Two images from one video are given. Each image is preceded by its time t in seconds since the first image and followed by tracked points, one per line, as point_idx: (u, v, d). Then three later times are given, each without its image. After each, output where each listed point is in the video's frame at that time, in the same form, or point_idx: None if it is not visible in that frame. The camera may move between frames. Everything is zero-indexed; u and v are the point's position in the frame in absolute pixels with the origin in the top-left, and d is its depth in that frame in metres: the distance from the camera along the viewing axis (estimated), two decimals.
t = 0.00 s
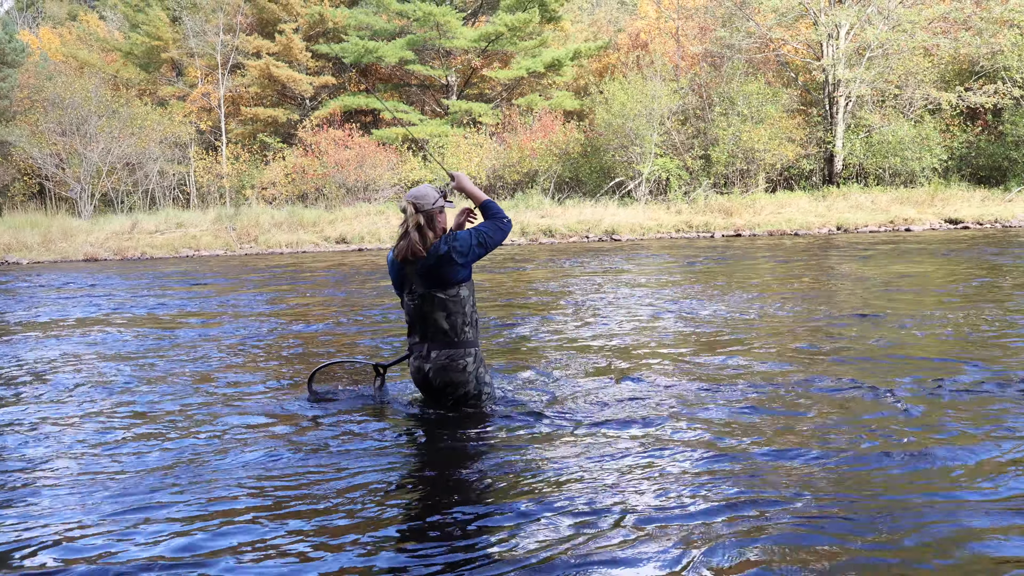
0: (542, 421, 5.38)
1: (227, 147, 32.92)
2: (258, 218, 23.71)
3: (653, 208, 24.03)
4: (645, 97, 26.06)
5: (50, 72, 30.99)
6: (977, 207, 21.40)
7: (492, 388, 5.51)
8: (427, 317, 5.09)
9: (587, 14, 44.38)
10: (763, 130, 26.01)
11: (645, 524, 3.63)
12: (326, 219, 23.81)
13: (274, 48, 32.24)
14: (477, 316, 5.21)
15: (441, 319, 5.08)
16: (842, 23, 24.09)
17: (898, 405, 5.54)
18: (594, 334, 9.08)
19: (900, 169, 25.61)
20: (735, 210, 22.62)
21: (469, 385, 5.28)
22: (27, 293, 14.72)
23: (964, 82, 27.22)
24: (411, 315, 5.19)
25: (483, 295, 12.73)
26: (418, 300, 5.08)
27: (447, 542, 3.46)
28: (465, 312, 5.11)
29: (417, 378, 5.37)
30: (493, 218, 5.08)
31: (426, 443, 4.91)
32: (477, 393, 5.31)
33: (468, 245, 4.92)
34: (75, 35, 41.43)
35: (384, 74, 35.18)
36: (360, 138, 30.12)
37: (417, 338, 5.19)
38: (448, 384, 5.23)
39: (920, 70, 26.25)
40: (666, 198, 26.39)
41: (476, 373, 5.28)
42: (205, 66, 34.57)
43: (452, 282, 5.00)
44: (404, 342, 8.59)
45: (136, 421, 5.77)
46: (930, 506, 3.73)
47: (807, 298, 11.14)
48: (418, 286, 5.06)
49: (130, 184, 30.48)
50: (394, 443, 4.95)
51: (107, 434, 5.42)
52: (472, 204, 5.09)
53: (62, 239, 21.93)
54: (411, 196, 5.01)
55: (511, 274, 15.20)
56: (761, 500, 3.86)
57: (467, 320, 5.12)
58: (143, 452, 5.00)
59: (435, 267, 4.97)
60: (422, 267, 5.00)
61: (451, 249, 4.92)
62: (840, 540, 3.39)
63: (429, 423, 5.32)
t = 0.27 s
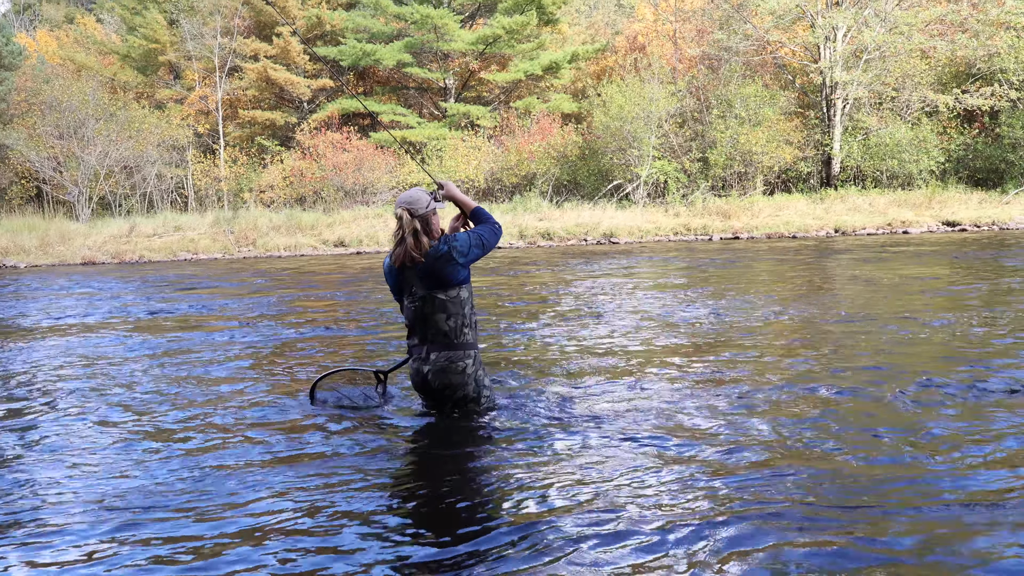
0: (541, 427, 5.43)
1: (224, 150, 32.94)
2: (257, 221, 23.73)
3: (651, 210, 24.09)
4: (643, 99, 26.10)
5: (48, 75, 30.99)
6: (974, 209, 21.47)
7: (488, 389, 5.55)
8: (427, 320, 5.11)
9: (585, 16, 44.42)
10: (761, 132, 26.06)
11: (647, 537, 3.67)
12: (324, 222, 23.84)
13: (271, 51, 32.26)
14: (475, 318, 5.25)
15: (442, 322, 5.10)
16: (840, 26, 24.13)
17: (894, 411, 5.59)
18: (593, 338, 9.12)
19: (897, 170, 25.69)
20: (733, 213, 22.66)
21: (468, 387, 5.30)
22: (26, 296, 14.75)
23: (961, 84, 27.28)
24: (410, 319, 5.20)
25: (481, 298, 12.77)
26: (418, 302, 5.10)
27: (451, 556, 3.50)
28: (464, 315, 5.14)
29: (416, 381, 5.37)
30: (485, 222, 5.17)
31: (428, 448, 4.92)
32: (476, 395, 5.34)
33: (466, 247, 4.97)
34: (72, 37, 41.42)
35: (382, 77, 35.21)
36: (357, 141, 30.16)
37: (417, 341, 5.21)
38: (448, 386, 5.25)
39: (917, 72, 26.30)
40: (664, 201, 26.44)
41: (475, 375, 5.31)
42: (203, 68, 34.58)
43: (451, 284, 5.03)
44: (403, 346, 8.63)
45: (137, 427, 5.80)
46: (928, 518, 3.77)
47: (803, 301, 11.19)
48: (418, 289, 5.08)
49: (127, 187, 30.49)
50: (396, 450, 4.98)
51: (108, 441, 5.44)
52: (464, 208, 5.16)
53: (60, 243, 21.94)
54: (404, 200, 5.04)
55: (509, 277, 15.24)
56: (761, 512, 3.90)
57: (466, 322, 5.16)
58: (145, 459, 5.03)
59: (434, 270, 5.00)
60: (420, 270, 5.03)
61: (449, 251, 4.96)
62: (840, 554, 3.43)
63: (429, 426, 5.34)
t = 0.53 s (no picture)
0: (541, 430, 5.40)
1: (224, 156, 32.96)
2: (256, 227, 23.72)
3: (650, 217, 24.11)
4: (642, 106, 26.14)
5: (48, 81, 31.01)
6: (974, 215, 21.49)
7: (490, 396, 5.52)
8: (429, 326, 5.10)
9: (584, 24, 44.53)
10: (760, 139, 26.12)
11: (648, 538, 3.64)
12: (324, 228, 23.82)
13: (271, 58, 32.31)
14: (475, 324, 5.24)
15: (444, 327, 5.09)
16: (838, 33, 24.19)
17: (895, 414, 5.57)
18: (593, 343, 9.11)
19: (896, 177, 25.74)
20: (732, 219, 22.67)
21: (470, 393, 5.29)
22: (25, 302, 14.72)
23: (959, 91, 27.36)
24: (412, 325, 5.18)
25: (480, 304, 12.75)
26: (420, 307, 5.09)
27: (451, 555, 3.46)
28: (466, 320, 5.13)
29: (417, 388, 5.34)
30: (483, 229, 5.21)
31: (432, 453, 4.89)
32: (478, 401, 5.32)
33: (468, 252, 5.00)
34: (72, 44, 41.49)
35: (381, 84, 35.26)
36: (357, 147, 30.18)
37: (419, 347, 5.18)
38: (450, 392, 5.22)
39: (915, 79, 26.39)
40: (663, 207, 26.45)
41: (477, 381, 5.29)
42: (203, 75, 34.63)
43: (453, 289, 5.04)
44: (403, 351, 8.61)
45: (134, 431, 5.77)
46: (933, 520, 3.74)
47: (804, 306, 11.18)
48: (420, 294, 5.08)
49: (127, 193, 30.49)
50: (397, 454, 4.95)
51: (105, 445, 5.41)
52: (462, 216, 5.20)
53: (59, 249, 21.91)
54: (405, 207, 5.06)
55: (509, 283, 15.22)
56: (764, 513, 3.86)
57: (468, 327, 5.15)
58: (142, 461, 5.00)
59: (436, 275, 5.00)
60: (423, 275, 5.03)
61: (451, 256, 4.97)
62: (846, 556, 3.39)
63: (432, 433, 5.31)
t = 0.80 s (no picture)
0: (538, 432, 5.39)
1: (224, 157, 32.96)
2: (256, 228, 23.72)
3: (649, 217, 24.10)
4: (642, 107, 26.14)
5: (48, 82, 30.99)
6: (973, 216, 21.49)
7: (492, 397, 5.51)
8: (431, 327, 5.08)
9: (583, 24, 44.50)
10: (760, 139, 26.12)
11: (644, 540, 3.62)
12: (323, 229, 23.81)
13: (271, 59, 32.30)
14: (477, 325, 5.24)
15: (446, 328, 5.08)
16: (838, 33, 24.18)
17: (893, 415, 5.55)
18: (591, 344, 9.09)
19: (896, 177, 25.73)
20: (732, 219, 22.66)
21: (473, 393, 5.27)
22: (24, 303, 14.71)
23: (959, 91, 27.37)
24: (413, 326, 5.17)
25: (480, 305, 12.75)
26: (421, 309, 5.09)
27: (446, 558, 3.43)
28: (468, 321, 5.12)
29: (419, 389, 5.32)
30: (484, 231, 5.20)
31: (436, 454, 4.88)
32: (480, 401, 5.30)
33: (468, 253, 4.99)
34: (72, 45, 41.48)
35: (381, 85, 35.27)
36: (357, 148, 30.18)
37: (421, 348, 5.17)
38: (452, 393, 5.20)
39: (915, 80, 26.39)
40: (663, 208, 26.44)
41: (480, 382, 5.28)
42: (203, 76, 34.62)
43: (454, 289, 5.03)
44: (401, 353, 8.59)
45: (130, 433, 5.75)
46: (931, 522, 3.72)
47: (804, 306, 11.18)
48: (422, 295, 5.07)
49: (126, 194, 30.47)
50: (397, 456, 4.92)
51: (101, 447, 5.40)
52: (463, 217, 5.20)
53: (59, 250, 21.89)
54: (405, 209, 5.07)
55: (508, 284, 15.21)
56: (761, 514, 3.84)
57: (470, 328, 5.14)
58: (137, 464, 4.99)
59: (437, 276, 5.00)
60: (424, 276, 5.02)
61: (452, 257, 4.97)
62: (844, 557, 3.37)
63: (434, 434, 5.28)
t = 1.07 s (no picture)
0: (541, 432, 5.38)
1: (224, 158, 32.96)
2: (256, 228, 23.72)
3: (649, 218, 24.11)
4: (642, 107, 26.14)
5: (48, 83, 30.98)
6: (973, 216, 21.50)
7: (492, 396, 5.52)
8: (432, 328, 5.09)
9: (582, 24, 44.48)
10: (760, 139, 26.12)
11: (653, 544, 3.59)
12: (323, 230, 23.81)
13: (271, 59, 32.29)
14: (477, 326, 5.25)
15: (447, 329, 5.08)
16: (837, 33, 24.17)
17: (896, 415, 5.56)
18: (592, 344, 9.09)
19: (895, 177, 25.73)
20: (732, 219, 22.66)
21: (473, 393, 5.28)
22: (24, 304, 14.70)
23: (959, 91, 27.38)
24: (413, 327, 5.17)
25: (480, 305, 12.75)
26: (422, 309, 5.09)
27: (453, 564, 3.41)
28: (468, 322, 5.12)
29: (419, 389, 5.33)
30: (484, 233, 5.21)
31: (437, 455, 4.88)
32: (481, 401, 5.32)
33: (469, 254, 5.01)
34: (71, 46, 41.48)
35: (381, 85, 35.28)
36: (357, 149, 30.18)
37: (421, 348, 5.17)
38: (453, 393, 5.22)
39: (915, 80, 26.39)
40: (663, 208, 26.45)
41: (480, 382, 5.29)
42: (202, 77, 34.61)
43: (455, 290, 5.03)
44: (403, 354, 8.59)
45: (132, 434, 5.73)
46: (940, 523, 3.70)
47: (803, 306, 11.18)
48: (422, 296, 5.06)
49: (126, 195, 30.47)
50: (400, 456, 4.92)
51: (101, 450, 5.37)
52: (463, 219, 5.21)
53: (59, 251, 21.88)
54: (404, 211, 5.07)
55: (508, 284, 15.22)
56: (770, 519, 3.81)
57: (470, 329, 5.15)
58: (139, 467, 4.96)
59: (438, 277, 5.00)
60: (425, 277, 5.02)
61: (452, 259, 4.98)
62: (857, 561, 3.35)
63: (435, 434, 5.30)
